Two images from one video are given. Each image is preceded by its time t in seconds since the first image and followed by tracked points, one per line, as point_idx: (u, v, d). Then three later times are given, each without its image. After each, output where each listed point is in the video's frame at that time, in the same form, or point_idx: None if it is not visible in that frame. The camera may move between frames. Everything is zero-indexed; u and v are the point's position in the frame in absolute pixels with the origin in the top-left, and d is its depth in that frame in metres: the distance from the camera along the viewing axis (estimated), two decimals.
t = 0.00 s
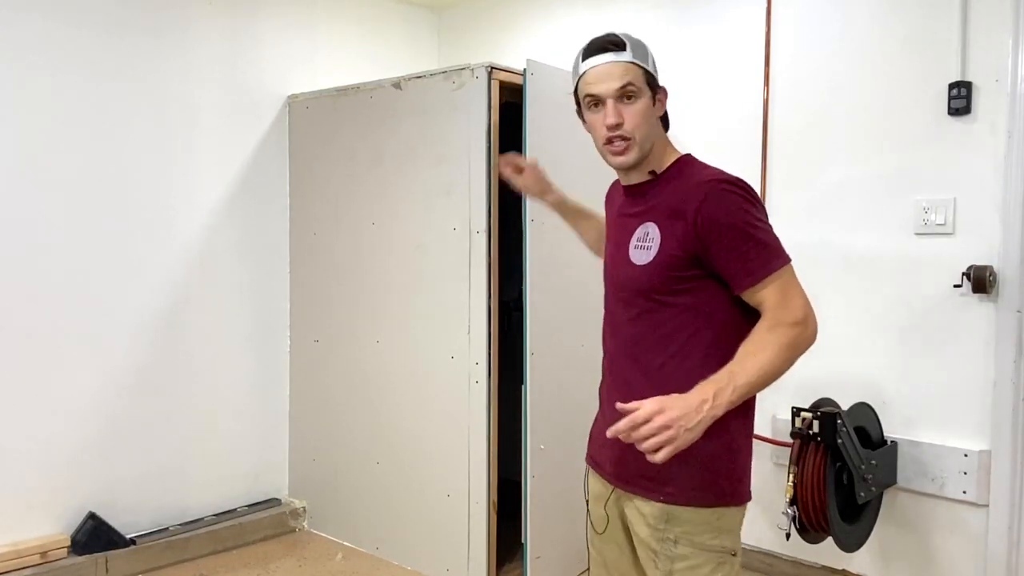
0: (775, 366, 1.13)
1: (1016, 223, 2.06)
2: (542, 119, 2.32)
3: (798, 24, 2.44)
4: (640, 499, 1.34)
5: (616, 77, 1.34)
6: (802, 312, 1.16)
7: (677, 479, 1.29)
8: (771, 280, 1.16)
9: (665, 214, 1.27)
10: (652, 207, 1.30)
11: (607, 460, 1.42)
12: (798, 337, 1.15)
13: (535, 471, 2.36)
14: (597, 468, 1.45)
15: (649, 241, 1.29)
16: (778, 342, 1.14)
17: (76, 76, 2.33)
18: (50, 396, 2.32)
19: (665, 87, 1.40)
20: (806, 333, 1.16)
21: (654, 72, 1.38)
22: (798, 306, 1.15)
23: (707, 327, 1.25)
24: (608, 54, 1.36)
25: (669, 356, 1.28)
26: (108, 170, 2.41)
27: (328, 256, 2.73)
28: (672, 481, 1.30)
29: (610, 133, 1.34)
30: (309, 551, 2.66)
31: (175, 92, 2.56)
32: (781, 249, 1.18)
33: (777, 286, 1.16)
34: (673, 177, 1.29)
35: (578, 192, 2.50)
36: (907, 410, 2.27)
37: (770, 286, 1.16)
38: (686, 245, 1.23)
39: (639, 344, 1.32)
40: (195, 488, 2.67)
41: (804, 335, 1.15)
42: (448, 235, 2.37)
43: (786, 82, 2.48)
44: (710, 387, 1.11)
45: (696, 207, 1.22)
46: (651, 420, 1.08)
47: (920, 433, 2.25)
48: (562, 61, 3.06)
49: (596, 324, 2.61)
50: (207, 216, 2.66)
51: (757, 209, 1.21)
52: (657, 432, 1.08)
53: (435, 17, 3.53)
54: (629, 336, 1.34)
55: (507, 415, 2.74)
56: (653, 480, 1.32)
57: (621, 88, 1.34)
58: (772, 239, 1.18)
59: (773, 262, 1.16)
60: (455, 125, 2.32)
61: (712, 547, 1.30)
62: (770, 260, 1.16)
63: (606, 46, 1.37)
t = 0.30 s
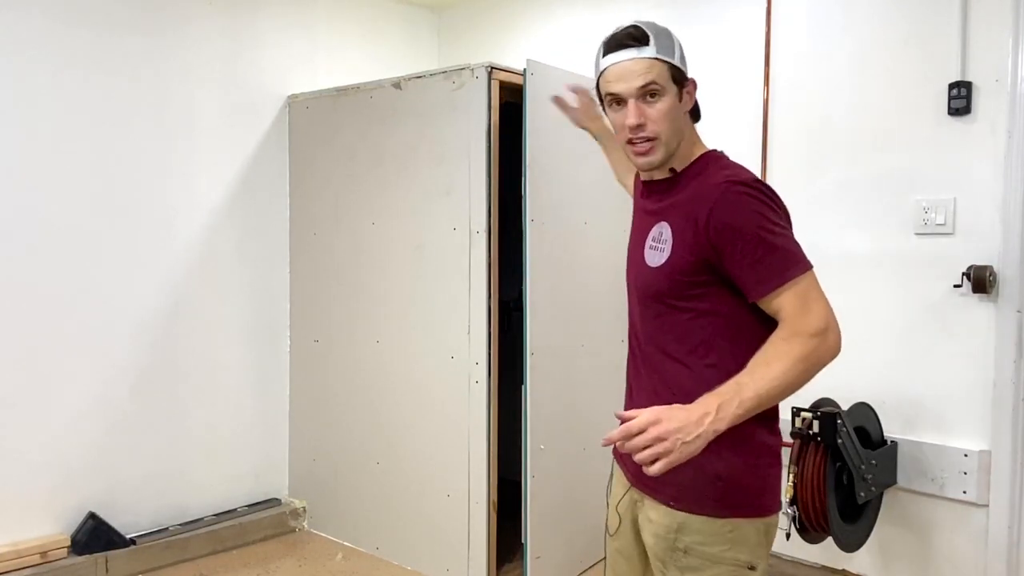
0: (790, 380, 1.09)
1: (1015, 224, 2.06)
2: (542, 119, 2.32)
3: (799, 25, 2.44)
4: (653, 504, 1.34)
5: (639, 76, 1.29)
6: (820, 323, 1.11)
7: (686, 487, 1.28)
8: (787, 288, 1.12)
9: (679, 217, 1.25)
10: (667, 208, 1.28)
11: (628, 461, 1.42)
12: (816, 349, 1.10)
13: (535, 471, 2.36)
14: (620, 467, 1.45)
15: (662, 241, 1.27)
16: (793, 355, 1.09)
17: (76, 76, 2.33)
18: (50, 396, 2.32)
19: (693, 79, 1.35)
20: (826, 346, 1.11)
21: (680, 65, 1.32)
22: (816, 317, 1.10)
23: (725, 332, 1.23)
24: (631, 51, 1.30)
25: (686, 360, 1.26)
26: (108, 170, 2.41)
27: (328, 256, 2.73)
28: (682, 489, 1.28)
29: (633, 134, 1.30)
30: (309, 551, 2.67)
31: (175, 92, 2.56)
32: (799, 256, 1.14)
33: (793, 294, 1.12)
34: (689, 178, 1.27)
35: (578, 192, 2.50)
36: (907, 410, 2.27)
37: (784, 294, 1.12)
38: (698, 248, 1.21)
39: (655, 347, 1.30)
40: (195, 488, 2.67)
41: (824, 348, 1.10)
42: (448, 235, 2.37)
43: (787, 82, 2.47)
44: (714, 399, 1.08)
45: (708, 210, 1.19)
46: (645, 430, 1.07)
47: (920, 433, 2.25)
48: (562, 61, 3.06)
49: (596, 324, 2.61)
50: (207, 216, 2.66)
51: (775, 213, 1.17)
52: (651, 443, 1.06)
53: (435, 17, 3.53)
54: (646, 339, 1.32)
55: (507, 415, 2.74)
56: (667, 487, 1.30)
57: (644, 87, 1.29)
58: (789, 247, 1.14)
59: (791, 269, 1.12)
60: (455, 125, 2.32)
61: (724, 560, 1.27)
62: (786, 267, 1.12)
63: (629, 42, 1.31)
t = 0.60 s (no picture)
0: (774, 408, 1.05)
1: (1015, 224, 2.06)
2: (542, 119, 2.32)
3: (798, 25, 2.44)
4: (671, 507, 1.33)
5: (645, 77, 1.29)
6: (817, 352, 1.06)
7: (700, 492, 1.26)
8: (790, 312, 1.07)
9: (696, 228, 1.23)
10: (687, 218, 1.27)
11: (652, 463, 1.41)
12: (810, 379, 1.05)
13: (535, 471, 2.36)
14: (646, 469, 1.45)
15: (681, 252, 1.26)
16: (781, 384, 1.05)
17: (76, 76, 2.33)
18: (50, 396, 2.32)
19: (710, 78, 1.32)
20: (823, 376, 1.06)
21: (692, 65, 1.29)
22: (814, 345, 1.05)
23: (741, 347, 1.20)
24: (637, 52, 1.30)
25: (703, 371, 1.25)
26: (108, 170, 2.41)
27: (328, 256, 2.73)
28: (697, 494, 1.27)
29: (638, 137, 1.31)
30: (309, 551, 2.67)
31: (175, 92, 2.56)
32: (808, 279, 1.08)
33: (795, 319, 1.07)
34: (709, 188, 1.25)
35: (578, 192, 2.50)
36: (907, 410, 2.27)
37: (785, 318, 1.08)
38: (710, 262, 1.19)
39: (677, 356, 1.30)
40: (195, 488, 2.67)
41: (819, 378, 1.05)
42: (448, 235, 2.37)
43: (787, 82, 2.47)
44: (692, 417, 1.08)
45: (719, 224, 1.17)
46: (617, 439, 1.10)
47: (920, 433, 2.25)
48: (562, 61, 3.06)
49: (596, 323, 2.61)
50: (207, 216, 2.66)
51: (788, 232, 1.11)
52: (621, 452, 1.10)
53: (435, 17, 3.53)
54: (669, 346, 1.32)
55: (507, 415, 2.74)
56: (683, 490, 1.29)
57: (649, 88, 1.29)
58: (795, 270, 1.08)
59: (797, 293, 1.07)
60: (455, 124, 2.32)
61: (736, 568, 1.24)
62: (790, 291, 1.07)
63: (636, 42, 1.31)
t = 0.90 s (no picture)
0: (789, 400, 1.08)
1: (1015, 224, 2.06)
2: (542, 119, 2.32)
3: (798, 25, 2.44)
4: (671, 505, 1.33)
5: (678, 73, 1.28)
6: (832, 347, 1.09)
7: (706, 488, 1.26)
8: (808, 309, 1.10)
9: (712, 222, 1.24)
10: (701, 211, 1.27)
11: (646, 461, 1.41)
12: (823, 373, 1.08)
13: (534, 471, 2.36)
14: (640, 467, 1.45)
15: (695, 246, 1.26)
16: (796, 377, 1.08)
17: (76, 76, 2.33)
18: (50, 396, 2.32)
19: (732, 80, 1.33)
20: (835, 373, 1.09)
21: (721, 65, 1.30)
22: (829, 342, 1.09)
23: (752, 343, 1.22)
24: (672, 47, 1.29)
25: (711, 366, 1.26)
26: (108, 170, 2.41)
27: (328, 256, 2.73)
28: (701, 490, 1.27)
29: (667, 132, 1.29)
30: (309, 551, 2.67)
31: (175, 92, 2.56)
32: (826, 279, 1.11)
33: (813, 316, 1.10)
34: (727, 183, 1.25)
35: (578, 192, 2.50)
36: (907, 410, 2.27)
37: (805, 314, 1.10)
38: (727, 256, 1.20)
39: (680, 347, 1.30)
40: (195, 488, 2.67)
41: (831, 373, 1.09)
42: (448, 235, 2.37)
43: (787, 82, 2.48)
44: (709, 401, 1.08)
45: (740, 219, 1.18)
46: (633, 417, 1.10)
47: (920, 433, 2.25)
48: (562, 61, 3.06)
49: (596, 324, 2.61)
50: (207, 216, 2.66)
51: (808, 233, 1.14)
52: (638, 429, 1.09)
53: (435, 17, 3.54)
54: (672, 339, 1.32)
55: (507, 415, 2.74)
56: (684, 488, 1.30)
57: (683, 84, 1.28)
58: (816, 268, 1.11)
59: (815, 291, 1.10)
60: (456, 124, 2.32)
61: (743, 563, 1.25)
62: (810, 289, 1.10)
63: (670, 38, 1.30)
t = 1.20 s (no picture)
0: (810, 381, 1.13)
1: (1015, 224, 2.06)
2: (542, 119, 2.32)
3: (798, 24, 2.44)
4: (663, 499, 1.35)
5: (663, 72, 1.31)
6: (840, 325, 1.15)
7: (702, 480, 1.29)
8: (814, 293, 1.16)
9: (708, 216, 1.26)
10: (695, 206, 1.29)
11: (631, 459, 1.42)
12: (835, 352, 1.14)
13: (534, 471, 2.36)
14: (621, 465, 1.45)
15: (691, 240, 1.27)
16: (816, 360, 1.13)
17: (76, 76, 2.33)
18: (50, 396, 2.32)
19: (715, 80, 1.36)
20: (844, 350, 1.15)
21: (704, 65, 1.33)
22: (837, 321, 1.15)
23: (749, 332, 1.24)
24: (657, 47, 1.32)
25: (705, 359, 1.27)
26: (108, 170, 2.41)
27: (328, 256, 2.73)
28: (696, 482, 1.29)
29: (654, 128, 1.31)
30: (309, 551, 2.67)
31: (175, 92, 2.56)
32: (826, 264, 1.17)
33: (820, 299, 1.15)
34: (719, 178, 1.28)
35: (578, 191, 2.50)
36: (907, 410, 2.27)
37: (811, 299, 1.16)
38: (727, 249, 1.22)
39: (672, 343, 1.31)
40: (195, 488, 2.67)
41: (840, 351, 1.15)
42: (448, 235, 2.37)
43: (787, 82, 2.47)
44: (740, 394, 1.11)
45: (741, 212, 1.21)
46: (676, 422, 1.09)
47: (920, 433, 2.25)
48: (562, 61, 3.06)
49: (596, 324, 2.61)
50: (207, 216, 2.66)
51: (803, 221, 1.20)
52: (682, 434, 1.08)
53: (435, 17, 3.54)
54: (661, 334, 1.33)
55: (507, 415, 2.74)
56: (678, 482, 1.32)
57: (667, 83, 1.31)
58: (817, 254, 1.17)
59: (819, 276, 1.15)
60: (455, 124, 2.32)
61: (737, 552, 1.29)
62: (815, 273, 1.15)
63: (655, 38, 1.32)
